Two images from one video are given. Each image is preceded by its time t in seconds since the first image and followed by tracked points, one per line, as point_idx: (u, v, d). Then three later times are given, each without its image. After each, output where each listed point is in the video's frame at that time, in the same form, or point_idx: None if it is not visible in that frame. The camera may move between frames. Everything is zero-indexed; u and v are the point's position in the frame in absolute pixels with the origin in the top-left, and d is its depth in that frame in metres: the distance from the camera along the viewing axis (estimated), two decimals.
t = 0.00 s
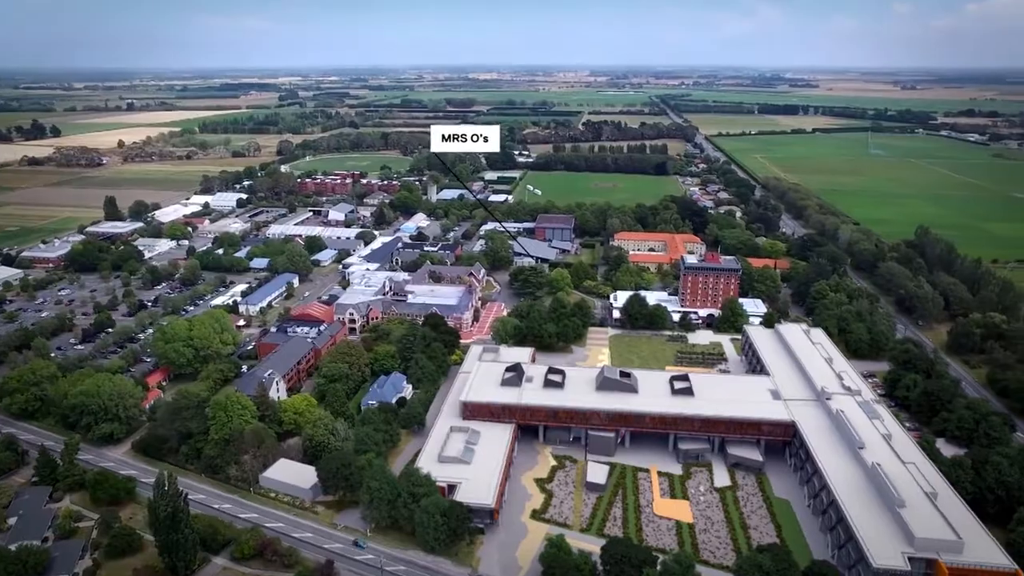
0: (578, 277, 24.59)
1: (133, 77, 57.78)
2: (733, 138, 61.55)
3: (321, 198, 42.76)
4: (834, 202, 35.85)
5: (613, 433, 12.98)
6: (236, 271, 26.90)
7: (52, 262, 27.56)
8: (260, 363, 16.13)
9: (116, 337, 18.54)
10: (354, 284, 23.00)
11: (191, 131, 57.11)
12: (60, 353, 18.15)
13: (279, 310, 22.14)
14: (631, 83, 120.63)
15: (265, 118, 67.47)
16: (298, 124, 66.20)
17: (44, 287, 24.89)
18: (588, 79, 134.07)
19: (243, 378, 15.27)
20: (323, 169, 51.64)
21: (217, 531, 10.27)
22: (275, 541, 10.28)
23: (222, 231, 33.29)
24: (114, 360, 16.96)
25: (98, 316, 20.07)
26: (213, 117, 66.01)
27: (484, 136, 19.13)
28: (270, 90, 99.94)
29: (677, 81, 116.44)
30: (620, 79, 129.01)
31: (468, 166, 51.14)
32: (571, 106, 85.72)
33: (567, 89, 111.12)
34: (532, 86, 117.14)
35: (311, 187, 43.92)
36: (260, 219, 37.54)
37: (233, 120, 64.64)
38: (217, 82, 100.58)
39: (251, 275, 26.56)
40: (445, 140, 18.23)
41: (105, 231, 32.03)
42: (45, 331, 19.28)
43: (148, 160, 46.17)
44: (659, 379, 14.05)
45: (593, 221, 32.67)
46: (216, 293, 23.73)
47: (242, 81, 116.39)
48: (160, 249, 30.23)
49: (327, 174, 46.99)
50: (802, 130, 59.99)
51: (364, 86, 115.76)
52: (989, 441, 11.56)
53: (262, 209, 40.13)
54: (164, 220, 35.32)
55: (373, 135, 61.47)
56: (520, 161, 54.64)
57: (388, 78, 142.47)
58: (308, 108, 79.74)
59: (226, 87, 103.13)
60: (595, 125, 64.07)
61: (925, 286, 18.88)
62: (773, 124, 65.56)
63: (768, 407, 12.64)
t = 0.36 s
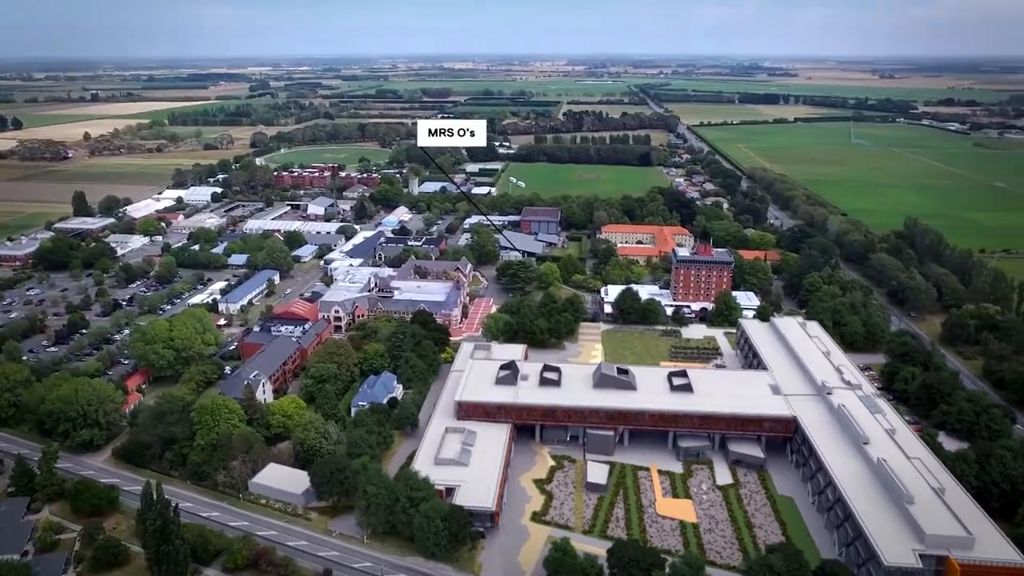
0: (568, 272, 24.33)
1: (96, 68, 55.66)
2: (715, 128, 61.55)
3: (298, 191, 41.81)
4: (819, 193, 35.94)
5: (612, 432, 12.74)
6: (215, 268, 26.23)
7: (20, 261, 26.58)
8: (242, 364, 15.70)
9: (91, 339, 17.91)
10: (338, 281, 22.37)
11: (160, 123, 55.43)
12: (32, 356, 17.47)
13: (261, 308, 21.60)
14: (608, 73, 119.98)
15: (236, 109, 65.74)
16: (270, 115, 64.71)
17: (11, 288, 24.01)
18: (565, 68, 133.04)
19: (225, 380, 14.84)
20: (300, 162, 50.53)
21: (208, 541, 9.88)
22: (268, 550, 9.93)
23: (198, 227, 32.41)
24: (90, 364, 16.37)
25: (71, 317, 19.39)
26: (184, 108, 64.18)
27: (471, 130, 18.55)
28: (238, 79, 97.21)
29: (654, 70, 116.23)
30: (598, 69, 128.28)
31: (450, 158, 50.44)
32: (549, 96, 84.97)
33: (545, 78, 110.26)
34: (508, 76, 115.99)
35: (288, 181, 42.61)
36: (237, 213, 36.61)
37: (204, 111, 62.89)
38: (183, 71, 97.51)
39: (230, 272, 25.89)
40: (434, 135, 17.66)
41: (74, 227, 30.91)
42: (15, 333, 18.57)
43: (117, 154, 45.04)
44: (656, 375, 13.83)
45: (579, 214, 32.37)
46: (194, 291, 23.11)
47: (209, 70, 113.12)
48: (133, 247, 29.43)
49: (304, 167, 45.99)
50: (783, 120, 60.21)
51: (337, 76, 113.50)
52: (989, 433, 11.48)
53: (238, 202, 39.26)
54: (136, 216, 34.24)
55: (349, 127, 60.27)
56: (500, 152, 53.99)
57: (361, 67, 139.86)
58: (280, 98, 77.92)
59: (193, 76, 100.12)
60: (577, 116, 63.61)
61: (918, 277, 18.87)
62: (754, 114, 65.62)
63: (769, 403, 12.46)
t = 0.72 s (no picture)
0: (554, 265, 23.95)
1: (48, 55, 53.17)
2: (693, 117, 61.52)
3: (269, 183, 40.62)
4: (800, 182, 36.03)
5: (611, 431, 12.44)
6: (186, 264, 25.30)
7: None
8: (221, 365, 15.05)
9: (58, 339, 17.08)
10: (317, 277, 21.52)
11: (119, 112, 53.28)
12: None
13: (239, 305, 20.87)
14: (578, 60, 119.09)
15: (200, 97, 63.58)
16: (236, 104, 62.80)
17: None
18: (536, 56, 131.63)
19: (204, 382, 14.18)
20: (270, 152, 49.14)
21: (197, 553, 9.35)
22: (261, 561, 9.45)
23: (166, 220, 31.25)
24: (59, 366, 15.58)
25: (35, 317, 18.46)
26: (145, 97, 61.86)
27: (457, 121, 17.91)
28: (198, 66, 93.98)
29: (626, 58, 115.66)
30: (570, 57, 127.24)
31: (425, 148, 49.50)
32: (522, 84, 84.03)
33: (517, 66, 109.07)
34: (478, 64, 114.34)
35: (257, 171, 41.53)
36: (206, 206, 35.43)
37: (166, 100, 60.71)
38: (141, 57, 93.85)
39: (202, 268, 25.00)
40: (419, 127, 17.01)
41: (33, 221, 29.51)
42: None
43: (76, 144, 43.19)
44: (653, 371, 13.55)
45: (562, 205, 31.93)
46: (165, 288, 22.25)
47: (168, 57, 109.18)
48: (98, 242, 28.30)
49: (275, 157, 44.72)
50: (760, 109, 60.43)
51: (302, 63, 110.59)
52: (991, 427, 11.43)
53: (207, 194, 37.98)
54: (100, 209, 32.88)
55: (319, 116, 58.80)
56: (476, 142, 53.17)
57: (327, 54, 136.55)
58: (245, 87, 75.67)
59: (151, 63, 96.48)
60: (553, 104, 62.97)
61: (908, 269, 18.88)
62: (730, 102, 65.80)
63: (770, 398, 12.27)
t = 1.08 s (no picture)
0: (540, 258, 23.54)
1: None
2: (670, 105, 61.38)
3: (238, 174, 39.37)
4: (781, 171, 36.12)
5: (610, 430, 12.12)
6: (155, 260, 24.33)
7: None
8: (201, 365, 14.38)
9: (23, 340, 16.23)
10: (297, 272, 20.70)
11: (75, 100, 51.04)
12: None
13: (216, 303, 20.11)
14: (549, 47, 118.26)
15: (160, 85, 61.35)
16: (199, 92, 60.75)
17: None
18: (506, 43, 130.24)
19: (184, 384, 13.51)
20: (239, 143, 47.68)
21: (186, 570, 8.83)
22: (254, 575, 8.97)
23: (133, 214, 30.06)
24: (27, 368, 14.77)
25: None
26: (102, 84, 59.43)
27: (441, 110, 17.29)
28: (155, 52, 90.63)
29: (596, 45, 115.03)
30: (540, 44, 126.17)
31: (398, 137, 48.49)
32: (494, 72, 82.99)
33: (487, 54, 107.74)
34: (445, 50, 112.46)
35: (224, 163, 40.29)
36: (172, 199, 34.20)
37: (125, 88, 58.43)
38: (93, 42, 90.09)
39: (173, 264, 24.07)
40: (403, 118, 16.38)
41: None
42: None
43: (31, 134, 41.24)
44: (651, 367, 13.26)
45: (544, 196, 31.49)
46: (135, 285, 21.38)
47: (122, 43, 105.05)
48: (60, 237, 27.12)
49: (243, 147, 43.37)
50: (736, 97, 60.60)
51: (264, 50, 107.46)
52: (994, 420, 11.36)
53: (175, 186, 36.68)
54: (60, 203, 31.49)
55: (286, 105, 57.20)
56: (450, 132, 52.32)
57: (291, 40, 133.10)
58: (207, 74, 73.28)
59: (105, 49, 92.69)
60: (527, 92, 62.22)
61: (899, 259, 18.90)
62: (706, 91, 65.88)
63: (771, 393, 12.07)
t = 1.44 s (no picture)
0: (525, 250, 23.07)
1: None
2: (648, 92, 60.98)
3: (208, 166, 38.16)
4: (763, 159, 36.02)
5: (609, 430, 11.76)
6: (122, 257, 23.38)
7: None
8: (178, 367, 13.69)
9: None
10: (275, 268, 19.95)
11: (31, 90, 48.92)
12: None
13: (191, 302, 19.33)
14: (521, 33, 116.98)
15: (122, 73, 59.19)
16: (163, 81, 58.76)
17: None
18: (477, 28, 128.45)
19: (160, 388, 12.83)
20: (207, 133, 46.22)
21: None
22: None
23: (98, 208, 28.90)
24: None
25: None
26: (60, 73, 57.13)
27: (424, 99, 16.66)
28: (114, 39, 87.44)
29: (568, 31, 113.96)
30: (511, 29, 124.68)
31: (372, 126, 47.41)
32: (468, 59, 81.75)
33: (460, 40, 106.18)
34: (415, 36, 110.42)
35: (192, 154, 38.99)
36: (139, 192, 33.01)
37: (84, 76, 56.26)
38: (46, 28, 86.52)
39: (142, 261, 23.15)
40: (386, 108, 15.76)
41: None
42: None
43: None
44: (649, 363, 12.91)
45: (525, 186, 30.93)
46: (104, 284, 20.51)
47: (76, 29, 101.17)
48: (21, 234, 25.97)
49: (212, 138, 42.05)
50: (714, 84, 60.41)
51: (227, 36, 104.43)
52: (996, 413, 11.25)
53: (141, 178, 35.40)
54: (20, 197, 30.14)
55: (255, 94, 55.59)
56: (426, 120, 51.35)
57: (255, 26, 129.57)
58: (171, 62, 70.95)
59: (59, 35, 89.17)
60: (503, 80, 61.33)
61: (891, 250, 18.83)
62: (683, 77, 65.64)
63: (773, 388, 11.82)
